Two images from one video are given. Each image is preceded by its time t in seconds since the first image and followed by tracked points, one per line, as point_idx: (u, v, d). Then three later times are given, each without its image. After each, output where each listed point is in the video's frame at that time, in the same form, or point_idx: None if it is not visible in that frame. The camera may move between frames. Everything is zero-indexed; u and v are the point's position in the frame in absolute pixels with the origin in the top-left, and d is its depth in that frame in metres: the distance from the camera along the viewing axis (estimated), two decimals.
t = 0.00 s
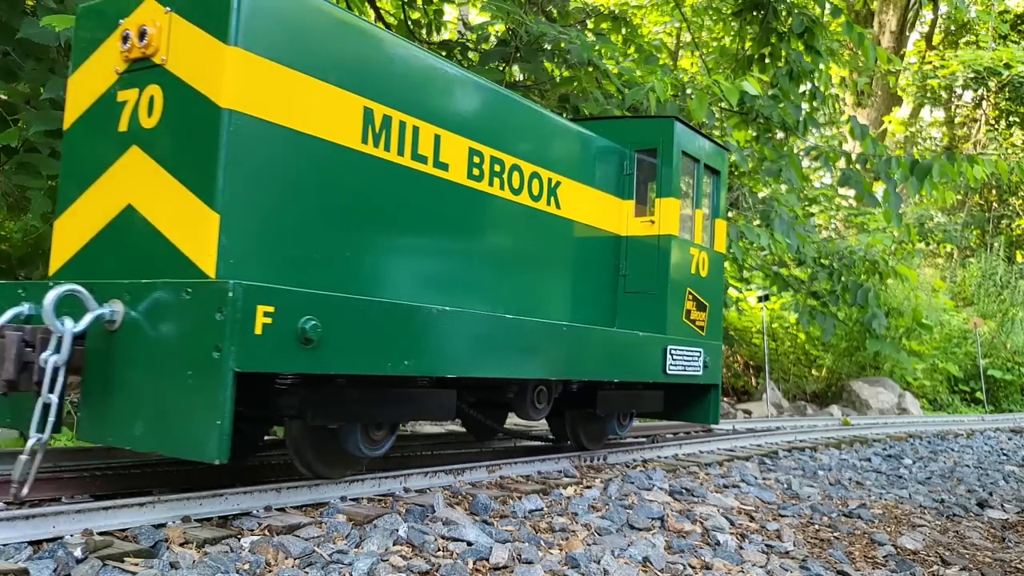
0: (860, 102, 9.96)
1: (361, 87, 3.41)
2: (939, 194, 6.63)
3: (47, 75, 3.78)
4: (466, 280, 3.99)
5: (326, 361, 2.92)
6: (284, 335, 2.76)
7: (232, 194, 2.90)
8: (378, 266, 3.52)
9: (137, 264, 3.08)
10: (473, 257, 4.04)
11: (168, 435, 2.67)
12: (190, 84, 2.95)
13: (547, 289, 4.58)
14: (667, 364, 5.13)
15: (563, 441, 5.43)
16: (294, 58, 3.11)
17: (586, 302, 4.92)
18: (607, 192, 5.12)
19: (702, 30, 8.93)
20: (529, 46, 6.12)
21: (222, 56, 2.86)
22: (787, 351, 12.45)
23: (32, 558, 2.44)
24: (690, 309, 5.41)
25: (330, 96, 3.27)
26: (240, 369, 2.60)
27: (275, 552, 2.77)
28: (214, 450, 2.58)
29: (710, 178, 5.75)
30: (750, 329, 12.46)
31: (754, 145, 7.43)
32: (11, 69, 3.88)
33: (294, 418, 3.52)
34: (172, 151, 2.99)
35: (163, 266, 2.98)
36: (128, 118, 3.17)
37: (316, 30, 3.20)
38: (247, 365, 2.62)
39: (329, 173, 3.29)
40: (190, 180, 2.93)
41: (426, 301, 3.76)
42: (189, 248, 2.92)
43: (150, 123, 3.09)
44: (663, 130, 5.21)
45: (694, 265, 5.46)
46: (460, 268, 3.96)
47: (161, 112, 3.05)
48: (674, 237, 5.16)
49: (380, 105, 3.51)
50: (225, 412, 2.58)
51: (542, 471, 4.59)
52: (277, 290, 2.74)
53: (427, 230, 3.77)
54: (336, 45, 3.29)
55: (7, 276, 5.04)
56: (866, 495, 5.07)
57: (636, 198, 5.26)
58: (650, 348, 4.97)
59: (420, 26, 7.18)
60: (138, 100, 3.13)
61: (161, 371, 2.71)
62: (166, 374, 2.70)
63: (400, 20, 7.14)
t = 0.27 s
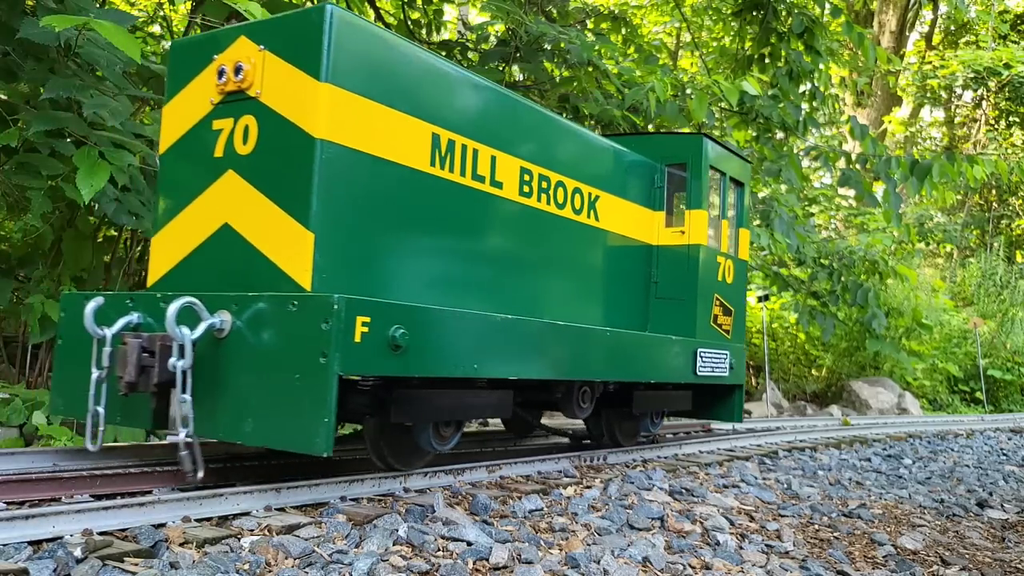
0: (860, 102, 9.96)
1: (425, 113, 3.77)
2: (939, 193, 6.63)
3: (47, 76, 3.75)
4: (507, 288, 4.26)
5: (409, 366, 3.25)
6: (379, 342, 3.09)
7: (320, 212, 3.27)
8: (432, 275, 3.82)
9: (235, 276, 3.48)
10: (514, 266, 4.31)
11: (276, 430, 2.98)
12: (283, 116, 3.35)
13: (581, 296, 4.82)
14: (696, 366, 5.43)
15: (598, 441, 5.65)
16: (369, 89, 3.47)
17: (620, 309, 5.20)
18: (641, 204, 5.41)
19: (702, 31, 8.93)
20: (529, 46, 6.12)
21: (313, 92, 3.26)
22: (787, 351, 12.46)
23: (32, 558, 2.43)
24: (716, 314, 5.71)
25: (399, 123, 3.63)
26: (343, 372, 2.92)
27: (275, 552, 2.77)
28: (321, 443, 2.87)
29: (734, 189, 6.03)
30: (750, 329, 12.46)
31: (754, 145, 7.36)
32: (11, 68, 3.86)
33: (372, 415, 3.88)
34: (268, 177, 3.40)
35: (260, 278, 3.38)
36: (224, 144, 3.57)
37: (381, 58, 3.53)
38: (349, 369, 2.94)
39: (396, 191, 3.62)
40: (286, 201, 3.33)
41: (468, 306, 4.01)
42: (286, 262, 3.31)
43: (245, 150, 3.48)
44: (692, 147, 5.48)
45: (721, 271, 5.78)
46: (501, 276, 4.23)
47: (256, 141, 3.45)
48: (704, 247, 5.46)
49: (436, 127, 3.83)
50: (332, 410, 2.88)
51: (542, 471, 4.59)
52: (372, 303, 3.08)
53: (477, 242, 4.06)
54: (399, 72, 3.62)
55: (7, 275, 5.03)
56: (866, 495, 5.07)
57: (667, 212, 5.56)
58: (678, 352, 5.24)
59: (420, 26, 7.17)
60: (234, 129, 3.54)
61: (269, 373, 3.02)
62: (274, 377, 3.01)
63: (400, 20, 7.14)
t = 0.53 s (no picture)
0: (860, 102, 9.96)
1: (482, 135, 4.07)
2: (939, 193, 6.63)
3: (47, 76, 3.75)
4: (551, 296, 4.52)
5: (476, 370, 3.53)
6: (455, 347, 3.40)
7: (395, 228, 3.59)
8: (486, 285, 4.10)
9: (315, 287, 3.80)
10: (557, 275, 4.56)
11: (365, 427, 3.27)
12: (360, 140, 3.68)
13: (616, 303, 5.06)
14: (724, 367, 5.70)
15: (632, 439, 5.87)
16: (434, 115, 3.77)
17: (652, 315, 5.45)
18: (670, 215, 5.64)
19: (702, 31, 8.93)
20: (529, 46, 6.12)
21: (389, 119, 3.58)
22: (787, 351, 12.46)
23: (32, 558, 2.43)
24: (741, 318, 5.98)
25: (461, 145, 3.93)
26: (426, 374, 3.22)
27: (275, 552, 2.76)
28: (407, 437, 3.16)
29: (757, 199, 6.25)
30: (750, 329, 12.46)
31: (754, 145, 7.28)
32: (12, 68, 3.86)
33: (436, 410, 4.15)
34: (347, 197, 3.71)
35: (341, 289, 3.70)
36: (303, 166, 3.90)
37: (445, 84, 3.83)
38: (431, 371, 3.24)
39: (457, 208, 3.91)
40: (364, 219, 3.65)
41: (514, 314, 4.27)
42: (367, 275, 3.62)
43: (323, 171, 3.81)
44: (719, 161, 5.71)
45: (745, 279, 6.02)
46: (544, 285, 4.49)
47: (334, 162, 3.77)
48: (730, 256, 5.71)
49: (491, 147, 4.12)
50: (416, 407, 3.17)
51: (542, 471, 4.59)
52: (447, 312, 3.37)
53: (524, 253, 4.33)
54: (460, 98, 3.92)
55: (7, 276, 5.03)
56: (866, 495, 5.07)
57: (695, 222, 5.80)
58: (705, 355, 5.48)
59: (420, 26, 7.18)
60: (313, 152, 3.87)
61: (357, 374, 3.32)
62: (362, 378, 3.31)
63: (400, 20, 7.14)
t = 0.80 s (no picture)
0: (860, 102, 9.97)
1: (531, 153, 4.36)
2: (939, 193, 6.63)
3: (48, 76, 3.76)
4: (591, 302, 4.79)
5: (530, 372, 3.80)
6: (514, 352, 3.67)
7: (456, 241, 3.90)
8: (534, 293, 4.38)
9: (380, 296, 4.12)
10: (596, 283, 4.83)
11: (431, 425, 3.53)
12: (423, 161, 3.99)
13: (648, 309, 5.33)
14: (746, 368, 5.96)
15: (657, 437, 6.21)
16: (489, 136, 4.07)
17: (681, 320, 5.71)
18: (695, 224, 5.87)
19: (702, 31, 8.93)
20: (529, 46, 6.12)
21: (451, 141, 3.90)
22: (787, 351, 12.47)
23: (33, 558, 2.44)
24: (763, 323, 6.19)
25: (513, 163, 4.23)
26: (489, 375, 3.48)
27: (276, 551, 2.77)
28: (473, 433, 3.41)
29: (776, 208, 6.47)
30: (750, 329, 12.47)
31: (754, 145, 7.30)
32: (12, 68, 3.85)
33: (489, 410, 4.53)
34: (410, 214, 4.04)
35: (406, 298, 4.01)
36: (368, 184, 4.22)
37: (499, 107, 4.14)
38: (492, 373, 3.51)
39: (509, 221, 4.21)
40: (427, 233, 3.96)
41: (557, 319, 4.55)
42: (430, 284, 3.93)
43: (387, 189, 4.13)
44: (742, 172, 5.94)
45: (767, 284, 6.26)
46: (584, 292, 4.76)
47: (398, 180, 4.09)
48: (752, 263, 5.93)
49: (539, 164, 4.42)
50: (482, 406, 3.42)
51: (542, 471, 4.59)
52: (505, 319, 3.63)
53: (568, 262, 4.61)
54: (496, 112, 4.12)
55: (8, 276, 5.04)
56: (866, 495, 5.07)
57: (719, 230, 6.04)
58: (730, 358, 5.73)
59: (421, 26, 7.19)
60: (377, 171, 4.19)
61: (422, 375, 3.59)
62: (428, 379, 3.57)
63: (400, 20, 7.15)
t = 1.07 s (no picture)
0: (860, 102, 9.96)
1: (571, 169, 4.57)
2: (939, 193, 6.63)
3: (48, 76, 3.76)
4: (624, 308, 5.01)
5: (575, 374, 4.06)
6: (561, 357, 3.92)
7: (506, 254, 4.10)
8: (573, 301, 4.59)
9: (430, 305, 4.32)
10: (629, 290, 5.04)
11: (486, 424, 3.78)
12: (474, 178, 4.20)
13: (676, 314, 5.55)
14: (766, 369, 6.21)
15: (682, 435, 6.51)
16: (533, 154, 4.28)
17: (704, 325, 5.92)
18: (718, 233, 6.10)
19: (702, 31, 8.94)
20: (529, 46, 6.13)
21: (500, 159, 4.10)
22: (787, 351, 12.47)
23: (33, 558, 2.44)
24: (781, 326, 6.46)
25: (555, 179, 4.43)
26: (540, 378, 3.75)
27: (275, 552, 2.77)
28: (526, 430, 3.67)
29: (793, 215, 6.69)
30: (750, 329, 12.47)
31: (754, 145, 7.34)
32: (12, 68, 3.85)
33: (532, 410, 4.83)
34: (461, 228, 4.25)
35: (458, 307, 4.21)
36: (419, 199, 4.42)
37: (542, 126, 4.34)
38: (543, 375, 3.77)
39: (551, 234, 4.42)
40: (478, 246, 4.17)
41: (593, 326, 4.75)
42: (482, 294, 4.14)
43: (439, 204, 4.33)
44: (762, 182, 6.16)
45: (785, 288, 6.50)
46: (618, 298, 4.97)
47: (449, 196, 4.29)
48: (772, 269, 6.18)
49: (578, 179, 4.62)
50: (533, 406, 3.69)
51: (542, 471, 4.59)
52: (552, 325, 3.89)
53: (604, 271, 4.82)
54: (537, 130, 4.31)
55: (8, 276, 5.04)
56: (866, 495, 5.07)
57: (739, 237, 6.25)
58: (751, 360, 5.95)
59: (421, 26, 7.19)
60: (429, 187, 4.39)
61: (477, 378, 3.85)
62: (483, 380, 3.83)
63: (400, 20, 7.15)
